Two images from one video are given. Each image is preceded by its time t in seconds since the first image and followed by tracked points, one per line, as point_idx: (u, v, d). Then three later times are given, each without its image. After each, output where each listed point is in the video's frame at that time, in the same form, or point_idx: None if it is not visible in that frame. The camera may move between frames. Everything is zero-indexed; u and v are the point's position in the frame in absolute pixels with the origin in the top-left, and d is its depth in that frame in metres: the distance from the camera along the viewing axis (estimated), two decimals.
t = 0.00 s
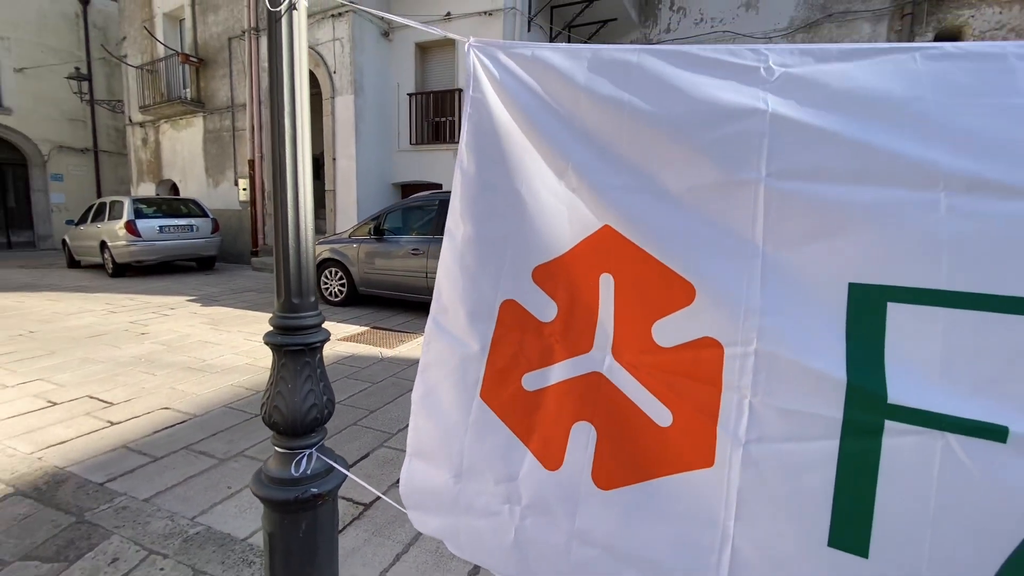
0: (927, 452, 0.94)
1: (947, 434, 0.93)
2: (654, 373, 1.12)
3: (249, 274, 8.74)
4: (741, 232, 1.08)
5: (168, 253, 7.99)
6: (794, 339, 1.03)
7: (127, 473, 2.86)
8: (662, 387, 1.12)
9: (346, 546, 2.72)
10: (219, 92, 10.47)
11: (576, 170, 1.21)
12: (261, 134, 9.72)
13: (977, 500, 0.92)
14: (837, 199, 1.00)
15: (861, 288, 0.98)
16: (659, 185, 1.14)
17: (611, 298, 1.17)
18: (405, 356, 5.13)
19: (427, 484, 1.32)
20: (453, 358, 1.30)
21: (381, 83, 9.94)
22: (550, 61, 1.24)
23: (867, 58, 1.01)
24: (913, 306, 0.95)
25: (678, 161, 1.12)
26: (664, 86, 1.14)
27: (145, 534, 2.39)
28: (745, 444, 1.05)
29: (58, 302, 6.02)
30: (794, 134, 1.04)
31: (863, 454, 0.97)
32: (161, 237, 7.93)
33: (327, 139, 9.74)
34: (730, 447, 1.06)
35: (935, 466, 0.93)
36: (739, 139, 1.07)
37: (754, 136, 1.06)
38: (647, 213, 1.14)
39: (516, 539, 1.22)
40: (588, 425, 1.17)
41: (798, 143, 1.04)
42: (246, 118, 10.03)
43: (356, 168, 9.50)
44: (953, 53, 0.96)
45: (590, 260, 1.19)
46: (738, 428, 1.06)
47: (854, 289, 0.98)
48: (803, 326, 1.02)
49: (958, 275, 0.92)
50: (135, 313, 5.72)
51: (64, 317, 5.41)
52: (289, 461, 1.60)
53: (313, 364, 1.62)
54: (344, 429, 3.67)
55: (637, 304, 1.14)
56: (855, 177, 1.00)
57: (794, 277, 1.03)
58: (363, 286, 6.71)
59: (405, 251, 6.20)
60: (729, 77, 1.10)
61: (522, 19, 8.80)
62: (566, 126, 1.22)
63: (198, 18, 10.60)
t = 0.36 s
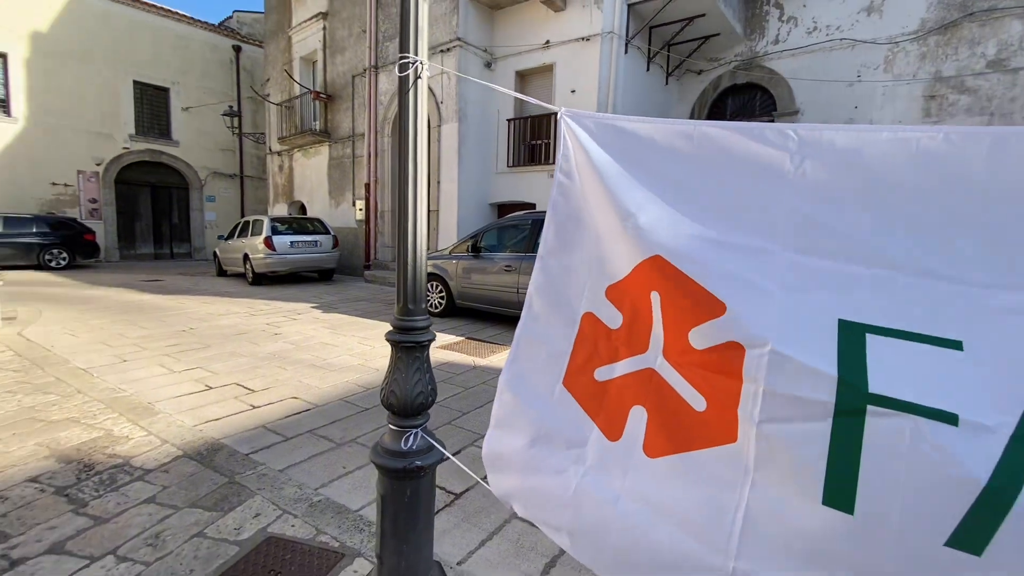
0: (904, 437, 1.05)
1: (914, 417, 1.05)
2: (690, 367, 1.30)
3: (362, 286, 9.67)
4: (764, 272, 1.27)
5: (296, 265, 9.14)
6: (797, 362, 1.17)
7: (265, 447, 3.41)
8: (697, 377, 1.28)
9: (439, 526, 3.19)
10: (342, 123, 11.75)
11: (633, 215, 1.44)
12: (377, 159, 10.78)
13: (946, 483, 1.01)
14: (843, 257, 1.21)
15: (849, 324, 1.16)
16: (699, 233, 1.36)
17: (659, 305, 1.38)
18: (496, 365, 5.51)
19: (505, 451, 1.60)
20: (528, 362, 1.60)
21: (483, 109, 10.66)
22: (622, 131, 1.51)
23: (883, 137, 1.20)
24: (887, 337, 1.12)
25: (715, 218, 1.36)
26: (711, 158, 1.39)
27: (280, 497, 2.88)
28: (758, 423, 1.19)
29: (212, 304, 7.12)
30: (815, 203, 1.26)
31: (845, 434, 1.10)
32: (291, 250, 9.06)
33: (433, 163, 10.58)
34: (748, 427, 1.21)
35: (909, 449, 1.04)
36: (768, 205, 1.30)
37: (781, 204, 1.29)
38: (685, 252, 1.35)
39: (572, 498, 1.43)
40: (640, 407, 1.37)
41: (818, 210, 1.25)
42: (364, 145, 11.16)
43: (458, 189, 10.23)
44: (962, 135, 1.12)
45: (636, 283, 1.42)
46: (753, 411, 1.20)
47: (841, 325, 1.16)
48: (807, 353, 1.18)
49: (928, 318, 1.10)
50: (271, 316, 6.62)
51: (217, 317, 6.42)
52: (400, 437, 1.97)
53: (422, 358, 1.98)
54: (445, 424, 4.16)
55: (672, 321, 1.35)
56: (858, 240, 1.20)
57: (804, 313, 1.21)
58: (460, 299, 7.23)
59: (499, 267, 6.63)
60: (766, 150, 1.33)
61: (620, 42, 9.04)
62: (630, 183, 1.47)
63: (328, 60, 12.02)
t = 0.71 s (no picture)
0: (883, 431, 1.26)
1: (891, 414, 1.26)
2: (718, 366, 1.52)
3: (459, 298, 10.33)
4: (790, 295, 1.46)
5: (401, 277, 9.98)
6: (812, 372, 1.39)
7: (373, 435, 3.94)
8: (722, 374, 1.51)
9: (517, 517, 3.50)
10: (445, 147, 12.66)
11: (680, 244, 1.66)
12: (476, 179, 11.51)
13: (921, 469, 1.21)
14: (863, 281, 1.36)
15: (859, 341, 1.34)
16: (737, 260, 1.56)
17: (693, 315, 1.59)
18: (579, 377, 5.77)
19: (562, 430, 1.90)
20: (585, 361, 1.89)
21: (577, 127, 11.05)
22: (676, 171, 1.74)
23: (904, 175, 1.34)
24: (885, 352, 1.30)
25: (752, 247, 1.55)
26: (751, 194, 1.58)
27: (384, 476, 3.36)
28: (772, 410, 1.42)
29: (330, 311, 8.05)
30: (839, 235, 1.42)
31: (839, 426, 1.33)
32: (397, 264, 9.95)
33: (527, 182, 11.09)
34: (763, 414, 1.43)
35: (886, 439, 1.25)
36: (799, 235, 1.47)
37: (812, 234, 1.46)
38: (722, 275, 1.56)
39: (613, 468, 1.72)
40: (669, 396, 1.61)
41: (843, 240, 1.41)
42: (463, 167, 11.94)
43: (549, 206, 10.63)
44: (973, 172, 1.24)
45: (676, 298, 1.63)
46: (771, 399, 1.43)
47: (851, 342, 1.35)
48: (820, 365, 1.38)
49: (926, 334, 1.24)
50: (379, 323, 7.36)
51: (334, 322, 7.29)
52: (483, 424, 2.33)
53: (503, 358, 2.33)
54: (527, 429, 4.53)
55: (707, 334, 1.56)
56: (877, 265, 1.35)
57: (822, 330, 1.40)
58: (548, 313, 7.57)
59: (586, 283, 6.89)
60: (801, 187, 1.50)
61: (717, 54, 9.00)
62: (680, 216, 1.69)
63: (434, 90, 13.06)
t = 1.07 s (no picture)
0: (935, 447, 1.40)
1: (943, 433, 1.39)
2: (788, 386, 1.65)
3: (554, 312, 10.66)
4: (855, 320, 1.57)
5: (498, 291, 10.51)
6: (874, 392, 1.51)
7: (473, 434, 4.37)
8: (792, 393, 1.65)
9: (605, 521, 3.72)
10: (543, 166, 13.15)
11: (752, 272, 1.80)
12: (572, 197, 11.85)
13: (965, 480, 1.35)
14: (927, 308, 1.45)
15: (921, 365, 1.44)
16: (805, 287, 1.67)
17: (766, 339, 1.71)
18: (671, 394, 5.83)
19: (640, 439, 2.08)
20: (657, 377, 2.01)
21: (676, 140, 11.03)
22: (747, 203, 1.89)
23: (965, 208, 1.42)
24: (945, 376, 1.40)
25: (819, 274, 1.66)
26: (818, 224, 1.70)
27: (483, 471, 3.74)
28: (835, 427, 1.55)
29: (434, 321, 8.72)
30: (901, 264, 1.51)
31: (896, 441, 1.46)
32: (496, 279, 10.52)
33: (623, 199, 11.25)
34: (827, 429, 1.57)
35: (938, 454, 1.39)
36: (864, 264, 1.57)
37: (876, 263, 1.55)
38: (789, 300, 1.69)
39: (690, 477, 1.88)
40: (742, 412, 1.74)
41: (905, 269, 1.50)
42: (559, 185, 12.32)
43: (645, 223, 10.68)
44: None
45: (749, 322, 1.76)
46: (834, 417, 1.56)
47: (913, 365, 1.45)
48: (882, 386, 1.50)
49: (981, 360, 1.34)
50: (479, 334, 7.87)
51: (438, 331, 7.93)
52: (572, 426, 2.62)
53: (590, 367, 2.62)
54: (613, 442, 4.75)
55: (778, 354, 1.68)
56: (939, 292, 1.44)
57: (886, 354, 1.50)
58: (642, 329, 7.68)
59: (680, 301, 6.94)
60: (864, 218, 1.60)
61: (832, 59, 8.53)
62: (751, 246, 1.83)
63: (533, 112, 13.66)
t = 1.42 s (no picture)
0: (992, 458, 1.47)
1: (999, 445, 1.46)
2: (850, 395, 1.77)
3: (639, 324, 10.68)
4: (911, 333, 1.65)
5: (582, 302, 10.73)
6: (930, 402, 1.60)
7: (556, 436, 4.64)
8: (856, 401, 1.76)
9: (683, 525, 3.82)
10: (629, 177, 13.23)
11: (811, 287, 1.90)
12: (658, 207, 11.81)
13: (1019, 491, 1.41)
14: (981, 322, 1.52)
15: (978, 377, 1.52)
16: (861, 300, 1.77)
17: (829, 352, 1.82)
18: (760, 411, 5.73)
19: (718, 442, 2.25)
20: (731, 385, 2.17)
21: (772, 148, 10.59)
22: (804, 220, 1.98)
23: (1007, 226, 1.49)
24: (999, 388, 1.47)
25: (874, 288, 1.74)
26: (873, 240, 1.78)
27: (565, 470, 4.00)
28: (895, 435, 1.66)
29: (520, 330, 9.11)
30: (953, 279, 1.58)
31: (954, 448, 1.55)
32: (579, 290, 10.75)
33: (714, 208, 11.09)
34: (889, 436, 1.67)
35: (994, 464, 1.47)
36: (917, 280, 1.65)
37: (926, 278, 1.64)
38: (848, 314, 1.78)
39: (764, 477, 2.03)
40: (811, 418, 1.88)
41: (956, 284, 1.58)
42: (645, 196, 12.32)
43: (738, 234, 10.41)
44: None
45: (812, 335, 1.87)
46: (895, 424, 1.66)
47: (971, 377, 1.53)
48: (938, 396, 1.59)
49: None
50: (563, 343, 8.12)
51: (525, 339, 8.30)
52: (646, 427, 2.83)
53: (664, 373, 2.83)
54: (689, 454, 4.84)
55: (840, 366, 1.79)
56: (991, 306, 1.51)
57: (944, 365, 1.58)
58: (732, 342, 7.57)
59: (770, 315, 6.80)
60: (913, 236, 1.69)
61: (953, 52, 7.74)
62: (810, 262, 1.93)
63: (618, 125, 13.82)
